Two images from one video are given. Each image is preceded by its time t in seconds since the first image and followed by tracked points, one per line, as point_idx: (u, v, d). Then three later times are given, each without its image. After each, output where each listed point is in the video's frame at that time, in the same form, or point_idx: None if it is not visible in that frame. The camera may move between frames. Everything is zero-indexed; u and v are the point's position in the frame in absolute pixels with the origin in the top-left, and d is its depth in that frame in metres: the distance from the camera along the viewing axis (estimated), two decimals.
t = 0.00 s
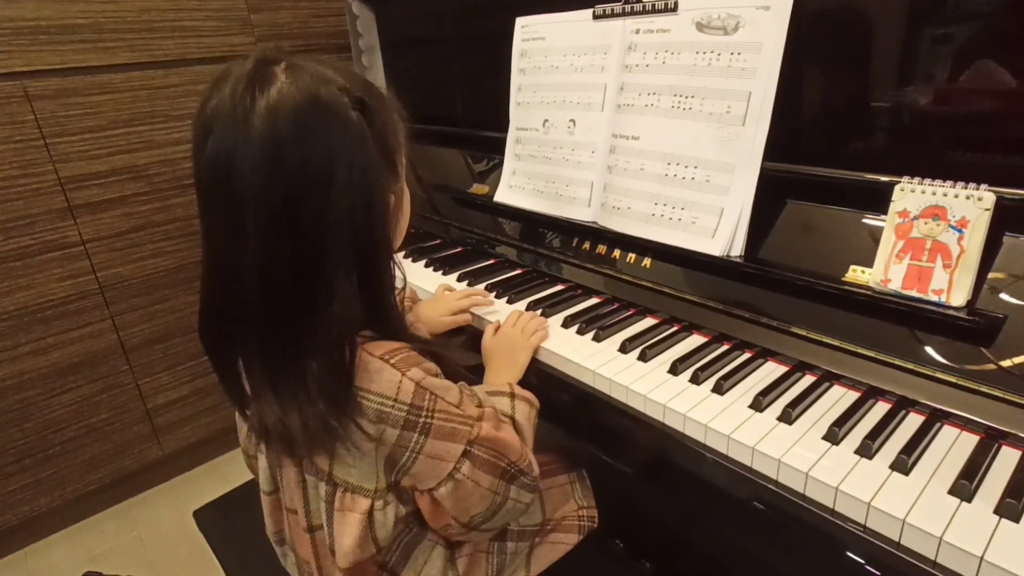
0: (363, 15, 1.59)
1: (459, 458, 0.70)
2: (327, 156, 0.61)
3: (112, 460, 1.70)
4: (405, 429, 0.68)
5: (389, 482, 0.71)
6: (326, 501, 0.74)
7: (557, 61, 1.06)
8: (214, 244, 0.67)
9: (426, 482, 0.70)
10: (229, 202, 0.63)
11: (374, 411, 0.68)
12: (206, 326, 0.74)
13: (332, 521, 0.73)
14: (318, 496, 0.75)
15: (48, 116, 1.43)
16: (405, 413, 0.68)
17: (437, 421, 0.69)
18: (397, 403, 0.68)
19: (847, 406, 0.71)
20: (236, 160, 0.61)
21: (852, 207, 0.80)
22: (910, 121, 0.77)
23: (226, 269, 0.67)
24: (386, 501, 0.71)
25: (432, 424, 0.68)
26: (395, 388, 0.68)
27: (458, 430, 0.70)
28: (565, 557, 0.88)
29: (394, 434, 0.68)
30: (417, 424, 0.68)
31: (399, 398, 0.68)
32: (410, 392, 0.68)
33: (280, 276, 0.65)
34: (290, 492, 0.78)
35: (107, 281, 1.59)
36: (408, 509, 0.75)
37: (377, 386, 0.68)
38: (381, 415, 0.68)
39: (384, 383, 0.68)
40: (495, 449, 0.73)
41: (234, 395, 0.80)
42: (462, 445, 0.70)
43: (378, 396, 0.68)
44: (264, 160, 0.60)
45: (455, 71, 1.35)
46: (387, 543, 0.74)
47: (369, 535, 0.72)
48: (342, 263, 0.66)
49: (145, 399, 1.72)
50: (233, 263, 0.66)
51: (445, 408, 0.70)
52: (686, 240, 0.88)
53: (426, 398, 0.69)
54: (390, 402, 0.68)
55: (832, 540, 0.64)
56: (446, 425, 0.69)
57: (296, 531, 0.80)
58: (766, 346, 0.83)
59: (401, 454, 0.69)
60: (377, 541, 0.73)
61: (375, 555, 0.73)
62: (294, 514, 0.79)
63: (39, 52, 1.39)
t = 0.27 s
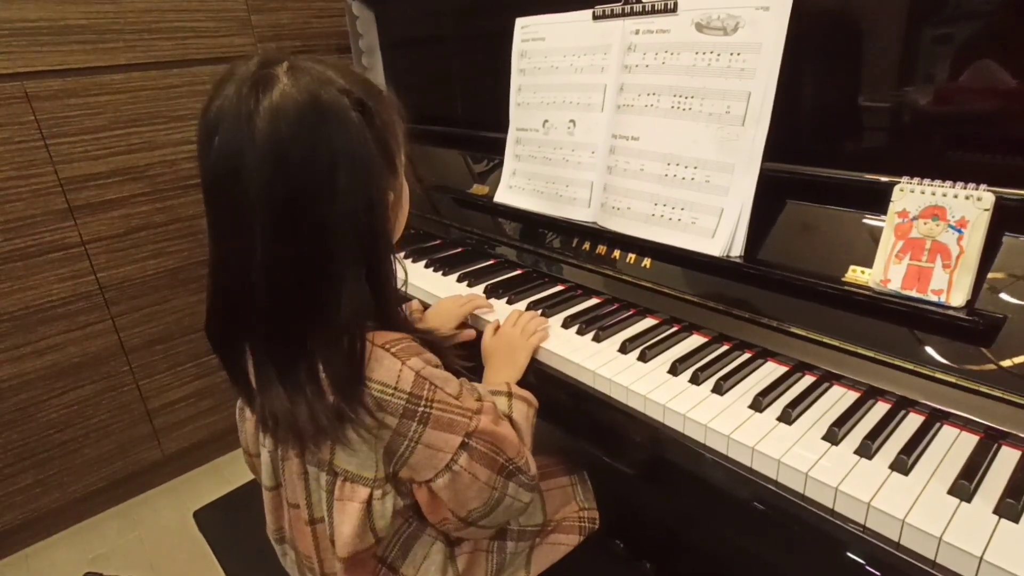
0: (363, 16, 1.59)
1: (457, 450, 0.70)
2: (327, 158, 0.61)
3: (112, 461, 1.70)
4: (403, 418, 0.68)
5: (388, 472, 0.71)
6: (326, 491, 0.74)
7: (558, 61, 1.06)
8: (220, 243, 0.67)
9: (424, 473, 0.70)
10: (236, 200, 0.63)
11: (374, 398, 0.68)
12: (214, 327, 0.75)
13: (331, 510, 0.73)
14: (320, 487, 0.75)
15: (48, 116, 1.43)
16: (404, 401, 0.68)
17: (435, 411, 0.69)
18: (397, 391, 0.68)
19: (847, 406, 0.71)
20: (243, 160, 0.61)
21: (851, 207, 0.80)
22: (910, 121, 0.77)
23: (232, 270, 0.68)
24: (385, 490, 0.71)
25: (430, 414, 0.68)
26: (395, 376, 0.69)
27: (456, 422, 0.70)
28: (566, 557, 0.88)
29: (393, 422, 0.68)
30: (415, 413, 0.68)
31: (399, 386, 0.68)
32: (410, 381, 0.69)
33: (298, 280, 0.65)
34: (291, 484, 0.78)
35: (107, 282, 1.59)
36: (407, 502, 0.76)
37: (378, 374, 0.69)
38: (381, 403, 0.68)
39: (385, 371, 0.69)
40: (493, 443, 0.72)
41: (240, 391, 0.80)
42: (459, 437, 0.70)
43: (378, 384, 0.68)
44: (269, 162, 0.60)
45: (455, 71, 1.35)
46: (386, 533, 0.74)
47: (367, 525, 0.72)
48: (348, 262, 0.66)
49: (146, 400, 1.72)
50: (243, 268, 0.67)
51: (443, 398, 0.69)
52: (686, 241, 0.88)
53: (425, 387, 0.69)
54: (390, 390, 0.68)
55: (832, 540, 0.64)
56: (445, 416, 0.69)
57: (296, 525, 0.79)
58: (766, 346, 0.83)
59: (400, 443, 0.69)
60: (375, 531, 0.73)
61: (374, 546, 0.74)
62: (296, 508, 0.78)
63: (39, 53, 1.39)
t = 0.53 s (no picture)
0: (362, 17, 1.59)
1: (449, 447, 0.70)
2: (320, 158, 0.61)
3: (111, 462, 1.70)
4: (394, 416, 0.68)
5: (381, 470, 0.71)
6: (320, 489, 0.74)
7: (556, 62, 1.06)
8: (219, 243, 0.67)
9: (417, 471, 0.70)
10: (228, 194, 0.64)
11: (364, 397, 0.68)
12: (214, 326, 0.75)
13: (326, 508, 0.73)
14: (314, 485, 0.75)
15: (47, 117, 1.43)
16: (395, 399, 0.68)
17: (426, 408, 0.69)
18: (388, 389, 0.68)
19: (845, 407, 0.71)
20: (234, 155, 0.62)
21: (849, 208, 0.80)
22: (908, 122, 0.77)
23: (232, 270, 0.68)
24: (378, 488, 0.72)
25: (422, 411, 0.69)
26: (386, 374, 0.69)
27: (448, 419, 0.70)
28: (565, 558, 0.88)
29: (384, 420, 0.68)
30: (407, 411, 0.68)
31: (389, 383, 0.68)
32: (400, 378, 0.69)
33: (284, 276, 0.66)
34: (288, 485, 0.77)
35: (106, 282, 1.58)
36: (402, 500, 0.75)
37: (368, 373, 0.69)
38: (371, 401, 0.68)
39: (376, 369, 0.69)
40: (486, 440, 0.72)
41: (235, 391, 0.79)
42: (452, 434, 0.70)
43: (368, 382, 0.68)
44: (260, 158, 0.61)
45: (454, 72, 1.35)
46: (381, 531, 0.74)
47: (361, 522, 0.72)
48: (336, 262, 0.66)
49: (144, 400, 1.72)
50: (235, 266, 0.67)
51: (435, 396, 0.70)
52: (684, 241, 0.88)
53: (415, 385, 0.69)
54: (381, 388, 0.68)
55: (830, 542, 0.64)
56: (436, 414, 0.69)
57: (293, 526, 0.79)
58: (765, 347, 0.83)
59: (392, 441, 0.69)
60: (370, 529, 0.73)
61: (369, 544, 0.74)
62: (293, 509, 0.78)
63: (37, 53, 1.39)
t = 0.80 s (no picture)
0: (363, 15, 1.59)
1: (439, 444, 0.70)
2: (300, 151, 0.62)
3: (112, 460, 1.70)
4: (381, 412, 0.68)
5: (372, 466, 0.72)
6: (313, 485, 0.74)
7: (557, 60, 1.06)
8: (218, 242, 0.67)
9: (407, 467, 0.70)
10: (217, 186, 0.65)
11: (350, 393, 0.69)
12: (214, 326, 0.75)
13: (318, 504, 0.73)
14: (307, 480, 0.75)
15: (48, 116, 1.43)
16: (382, 396, 0.68)
17: (414, 405, 0.69)
18: (374, 385, 0.68)
19: (846, 406, 0.71)
20: (218, 142, 0.63)
21: (850, 206, 0.80)
22: (909, 120, 0.77)
23: (229, 270, 0.67)
24: (368, 484, 0.72)
25: (409, 408, 0.69)
26: (371, 371, 0.68)
27: (437, 415, 0.70)
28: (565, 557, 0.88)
29: (372, 417, 0.69)
30: (394, 408, 0.68)
31: (375, 380, 0.68)
32: (386, 375, 0.69)
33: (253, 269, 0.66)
34: (284, 482, 0.78)
35: (107, 281, 1.59)
36: (396, 495, 0.76)
37: (354, 369, 0.69)
38: (358, 397, 0.68)
39: (362, 366, 0.69)
40: (477, 436, 0.72)
41: (231, 389, 0.79)
42: (441, 431, 0.70)
43: (353, 378, 0.68)
44: (245, 150, 0.62)
45: (455, 70, 1.35)
46: (373, 527, 0.75)
47: (353, 518, 0.72)
48: (308, 257, 0.66)
49: (146, 399, 1.72)
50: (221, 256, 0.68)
51: (422, 393, 0.70)
52: (685, 239, 0.88)
53: (402, 381, 0.69)
54: (366, 385, 0.68)
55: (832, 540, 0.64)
56: (424, 410, 0.69)
57: (291, 524, 0.79)
58: (766, 345, 0.83)
59: (381, 437, 0.69)
60: (361, 525, 0.73)
61: (362, 539, 0.74)
62: (290, 506, 0.78)
63: (38, 52, 1.39)
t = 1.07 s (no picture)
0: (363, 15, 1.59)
1: (435, 444, 0.69)
2: (292, 152, 0.61)
3: (112, 460, 1.70)
4: (375, 412, 0.68)
5: (367, 466, 0.71)
6: (309, 483, 0.74)
7: (556, 59, 1.06)
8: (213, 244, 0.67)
9: (403, 468, 0.70)
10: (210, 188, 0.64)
11: (344, 392, 0.68)
12: (210, 325, 0.75)
13: (315, 501, 0.74)
14: (305, 478, 0.75)
15: (46, 116, 1.43)
16: (376, 395, 0.68)
17: (409, 404, 0.69)
18: (367, 384, 0.68)
19: (846, 405, 0.71)
20: (211, 151, 0.63)
21: (849, 205, 0.80)
22: (909, 119, 0.77)
23: (224, 274, 0.67)
24: (364, 484, 0.71)
25: (404, 408, 0.68)
26: (365, 369, 0.69)
27: (432, 415, 0.69)
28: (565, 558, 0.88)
29: (366, 417, 0.68)
30: (388, 407, 0.68)
31: (368, 379, 0.68)
32: (380, 374, 0.69)
33: (253, 271, 0.65)
34: (283, 482, 0.78)
35: (107, 281, 1.59)
36: (394, 495, 0.75)
37: (348, 369, 0.69)
38: (351, 397, 0.68)
39: (356, 365, 0.69)
40: (475, 435, 0.72)
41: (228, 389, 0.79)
42: (437, 430, 0.69)
43: (348, 377, 0.68)
44: (235, 156, 0.61)
45: (454, 70, 1.35)
46: (370, 526, 0.74)
47: (349, 517, 0.72)
48: (310, 257, 0.66)
49: (146, 399, 1.72)
50: (215, 257, 0.67)
51: (417, 391, 0.69)
52: (684, 239, 0.88)
53: (396, 380, 0.69)
54: (359, 383, 0.68)
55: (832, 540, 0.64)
56: (420, 410, 0.69)
57: (290, 523, 0.79)
58: (766, 345, 0.83)
59: (376, 437, 0.69)
60: (358, 524, 0.73)
61: (360, 538, 0.75)
62: (288, 505, 0.78)
63: (37, 52, 1.39)
